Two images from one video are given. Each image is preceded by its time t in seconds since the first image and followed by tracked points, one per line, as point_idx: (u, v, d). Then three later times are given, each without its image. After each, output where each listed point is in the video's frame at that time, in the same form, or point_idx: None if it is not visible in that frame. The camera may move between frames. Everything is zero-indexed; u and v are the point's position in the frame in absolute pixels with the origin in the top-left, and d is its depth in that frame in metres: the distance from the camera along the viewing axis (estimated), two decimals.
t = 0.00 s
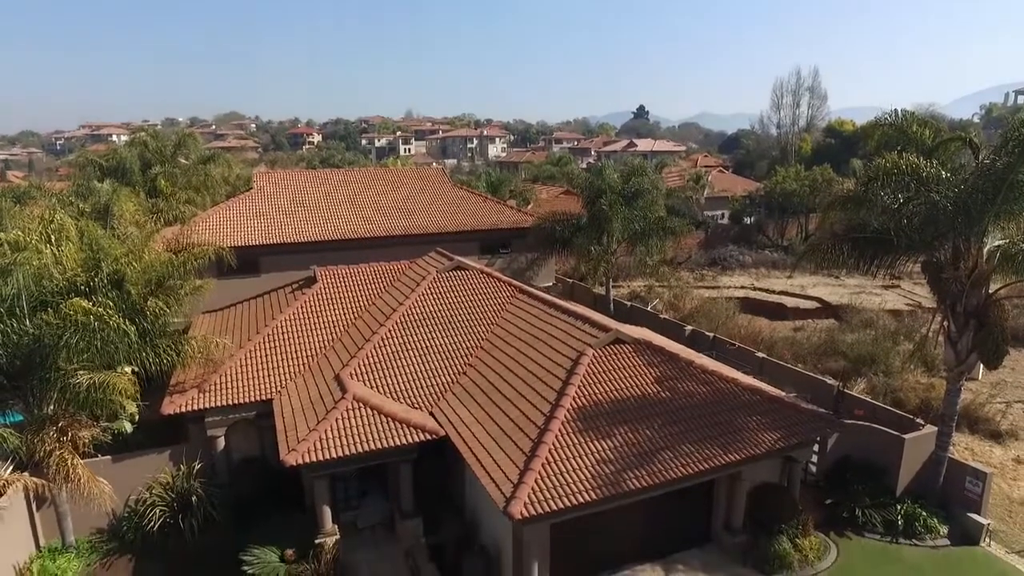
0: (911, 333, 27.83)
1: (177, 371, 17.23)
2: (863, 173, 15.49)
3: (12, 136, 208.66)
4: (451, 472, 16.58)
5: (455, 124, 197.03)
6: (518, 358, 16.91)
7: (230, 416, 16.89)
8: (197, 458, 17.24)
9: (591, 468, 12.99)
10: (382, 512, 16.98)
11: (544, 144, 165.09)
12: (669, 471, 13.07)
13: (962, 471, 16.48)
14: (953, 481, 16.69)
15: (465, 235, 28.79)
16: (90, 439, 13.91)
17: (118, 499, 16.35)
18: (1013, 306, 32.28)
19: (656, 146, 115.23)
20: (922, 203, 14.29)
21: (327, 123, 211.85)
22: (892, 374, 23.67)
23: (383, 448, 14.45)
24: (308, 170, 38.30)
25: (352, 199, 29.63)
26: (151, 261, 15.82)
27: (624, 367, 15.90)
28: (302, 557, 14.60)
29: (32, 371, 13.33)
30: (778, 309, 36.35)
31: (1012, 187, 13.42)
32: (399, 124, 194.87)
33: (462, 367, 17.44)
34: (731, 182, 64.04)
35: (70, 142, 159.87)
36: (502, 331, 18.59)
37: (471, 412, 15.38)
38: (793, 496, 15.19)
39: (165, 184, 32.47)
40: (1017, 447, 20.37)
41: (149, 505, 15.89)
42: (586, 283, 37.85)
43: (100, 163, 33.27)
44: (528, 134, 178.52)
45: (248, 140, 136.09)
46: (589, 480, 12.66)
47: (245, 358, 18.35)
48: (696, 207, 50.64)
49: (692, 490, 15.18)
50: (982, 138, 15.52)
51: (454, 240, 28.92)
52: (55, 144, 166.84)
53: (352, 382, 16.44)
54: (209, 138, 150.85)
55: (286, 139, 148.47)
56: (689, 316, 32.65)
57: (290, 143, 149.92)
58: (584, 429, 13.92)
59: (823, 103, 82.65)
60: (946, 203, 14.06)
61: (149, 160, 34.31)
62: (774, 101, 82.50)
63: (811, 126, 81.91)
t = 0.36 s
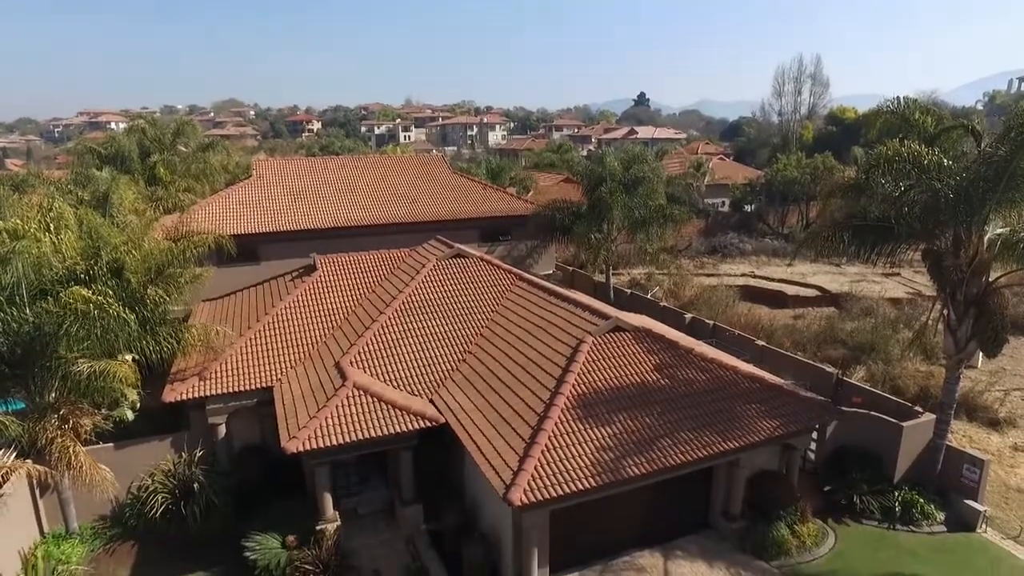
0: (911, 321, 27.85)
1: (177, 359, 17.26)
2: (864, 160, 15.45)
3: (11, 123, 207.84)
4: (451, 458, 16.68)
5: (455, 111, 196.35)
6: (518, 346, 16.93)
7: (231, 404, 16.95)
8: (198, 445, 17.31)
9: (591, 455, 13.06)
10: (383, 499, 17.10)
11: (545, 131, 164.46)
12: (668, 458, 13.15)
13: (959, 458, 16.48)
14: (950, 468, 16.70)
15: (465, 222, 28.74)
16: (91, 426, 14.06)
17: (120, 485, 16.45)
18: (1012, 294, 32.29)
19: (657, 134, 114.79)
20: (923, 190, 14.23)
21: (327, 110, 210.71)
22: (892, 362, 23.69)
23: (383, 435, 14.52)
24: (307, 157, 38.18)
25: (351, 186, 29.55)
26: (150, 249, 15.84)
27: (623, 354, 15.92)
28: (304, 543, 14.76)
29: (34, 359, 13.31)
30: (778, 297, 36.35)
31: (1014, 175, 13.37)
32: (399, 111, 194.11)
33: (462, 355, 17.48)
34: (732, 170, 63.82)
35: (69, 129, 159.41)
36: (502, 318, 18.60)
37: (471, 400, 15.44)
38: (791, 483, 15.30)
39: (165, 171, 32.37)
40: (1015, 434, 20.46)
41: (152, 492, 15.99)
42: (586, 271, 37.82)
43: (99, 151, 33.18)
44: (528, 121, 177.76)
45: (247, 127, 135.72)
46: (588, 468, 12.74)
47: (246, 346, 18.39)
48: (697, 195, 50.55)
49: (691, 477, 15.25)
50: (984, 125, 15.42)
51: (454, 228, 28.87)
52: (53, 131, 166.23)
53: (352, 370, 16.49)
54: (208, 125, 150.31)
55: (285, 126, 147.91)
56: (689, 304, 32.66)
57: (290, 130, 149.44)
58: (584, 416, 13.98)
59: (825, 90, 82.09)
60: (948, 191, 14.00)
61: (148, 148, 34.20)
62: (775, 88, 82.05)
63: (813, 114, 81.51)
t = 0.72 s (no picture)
0: (911, 307, 27.86)
1: (178, 345, 17.31)
2: (866, 146, 15.41)
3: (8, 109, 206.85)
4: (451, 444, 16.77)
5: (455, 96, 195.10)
6: (518, 331, 16.96)
7: (232, 389, 17.01)
8: (200, 431, 17.37)
9: (591, 440, 13.14)
10: (383, 484, 17.22)
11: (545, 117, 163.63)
12: (667, 444, 13.24)
13: (957, 444, 16.56)
14: (948, 454, 16.78)
15: (465, 208, 28.66)
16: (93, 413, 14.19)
17: (123, 471, 16.52)
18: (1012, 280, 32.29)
19: (657, 119, 114.25)
20: (925, 176, 14.18)
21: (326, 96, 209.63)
22: (891, 347, 23.73)
23: (384, 421, 14.60)
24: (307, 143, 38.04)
25: (351, 172, 29.44)
26: (150, 236, 15.82)
27: (623, 340, 15.95)
28: (306, 528, 14.91)
29: (36, 345, 13.29)
30: (778, 283, 36.35)
31: (1017, 161, 13.32)
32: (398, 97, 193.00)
33: (462, 341, 17.52)
34: (733, 155, 63.57)
35: (67, 115, 158.76)
36: (502, 304, 18.62)
37: (471, 385, 15.49)
38: (789, 468, 15.40)
39: (164, 157, 32.26)
40: (1012, 420, 20.55)
41: (154, 477, 16.09)
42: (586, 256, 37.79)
43: (97, 137, 33.08)
44: (529, 106, 176.93)
45: (246, 112, 134.99)
46: (588, 453, 12.83)
47: (246, 332, 18.43)
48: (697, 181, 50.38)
49: (691, 463, 15.35)
50: (987, 111, 15.34)
51: (454, 214, 28.80)
52: (51, 116, 165.46)
53: (352, 355, 16.53)
54: (206, 110, 149.66)
55: (284, 111, 147.21)
56: (689, 290, 32.66)
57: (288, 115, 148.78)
58: (583, 402, 14.04)
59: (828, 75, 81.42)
60: (949, 176, 13.96)
61: (147, 133, 34.09)
62: (777, 73, 81.54)
63: (814, 99, 81.06)
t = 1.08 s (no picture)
0: (911, 292, 27.88)
1: (180, 329, 17.37)
2: (868, 130, 15.32)
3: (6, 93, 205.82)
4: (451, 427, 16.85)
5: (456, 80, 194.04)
6: (518, 316, 16.99)
7: (234, 374, 17.09)
8: (202, 415, 17.48)
9: (590, 424, 13.22)
10: (384, 467, 17.36)
11: (547, 101, 162.78)
12: (666, 428, 13.32)
13: (954, 428, 16.65)
14: (945, 439, 16.87)
15: (466, 193, 28.62)
16: (95, 397, 14.23)
17: (126, 455, 16.66)
18: (1013, 266, 32.29)
19: (659, 103, 113.62)
20: (926, 160, 14.13)
21: (325, 80, 207.97)
22: (891, 333, 23.76)
23: (385, 405, 14.69)
24: (306, 127, 37.87)
25: (351, 156, 29.33)
26: (150, 221, 15.77)
27: (623, 324, 15.99)
28: (308, 511, 15.07)
29: (37, 330, 13.39)
30: (778, 268, 36.36)
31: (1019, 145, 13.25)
32: (398, 80, 191.97)
33: (462, 325, 17.56)
34: (734, 140, 63.28)
35: (64, 99, 158.10)
36: (502, 289, 18.63)
37: (471, 369, 15.56)
38: (788, 452, 15.51)
39: (163, 141, 32.12)
40: (1010, 405, 20.64)
41: (157, 460, 16.23)
42: (586, 241, 37.76)
43: (95, 122, 32.98)
44: (529, 90, 175.86)
45: (245, 96, 134.55)
46: (588, 437, 12.92)
47: (247, 317, 18.47)
48: (698, 165, 50.22)
49: (690, 447, 15.45)
50: (991, 95, 15.23)
51: (455, 198, 28.76)
52: (48, 101, 164.63)
53: (353, 340, 16.59)
54: (205, 95, 148.92)
55: (283, 95, 146.40)
56: (689, 275, 32.66)
57: (288, 99, 147.88)
58: (583, 386, 14.11)
59: (831, 59, 80.77)
60: (951, 161, 13.91)
61: (145, 118, 33.95)
62: (779, 56, 80.91)
63: (817, 83, 80.53)
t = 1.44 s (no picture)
0: (911, 279, 27.87)
1: (180, 316, 17.41)
2: (869, 117, 15.23)
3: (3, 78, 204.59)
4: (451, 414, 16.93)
5: (456, 65, 193.00)
6: (518, 302, 17.01)
7: (235, 360, 17.15)
8: (203, 401, 17.56)
9: (590, 410, 13.28)
10: (384, 453, 17.47)
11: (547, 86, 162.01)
12: (666, 414, 13.39)
13: (952, 415, 16.71)
14: (943, 425, 16.95)
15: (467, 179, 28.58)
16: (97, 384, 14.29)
17: (128, 441, 16.75)
18: (1013, 253, 32.27)
19: (660, 89, 112.96)
20: (928, 147, 14.07)
21: (324, 66, 206.67)
22: (890, 320, 23.78)
23: (385, 391, 14.75)
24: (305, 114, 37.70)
25: (351, 142, 29.21)
26: (149, 208, 15.76)
27: (623, 311, 16.01)
28: (309, 496, 15.19)
29: (37, 318, 13.36)
30: (778, 255, 36.34)
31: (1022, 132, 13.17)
32: (397, 66, 190.78)
33: (462, 312, 17.58)
34: (736, 126, 62.98)
35: (62, 85, 157.34)
36: (502, 275, 18.63)
37: (471, 356, 15.60)
38: (786, 438, 15.60)
39: (161, 128, 31.99)
40: (1008, 391, 20.72)
41: (159, 446, 16.33)
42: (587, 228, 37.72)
43: (93, 108, 32.82)
44: (529, 75, 174.74)
45: (243, 82, 133.81)
46: (587, 423, 12.98)
47: (247, 303, 18.49)
48: (699, 152, 50.03)
49: (689, 433, 15.53)
50: (994, 81, 15.14)
51: (455, 185, 28.70)
52: (45, 86, 163.73)
53: (353, 327, 16.62)
54: (204, 80, 148.16)
55: (282, 80, 145.57)
56: (689, 262, 32.64)
57: (287, 85, 147.01)
58: (583, 372, 14.15)
59: (833, 44, 80.15)
60: (953, 148, 13.85)
61: (144, 104, 33.78)
62: (781, 42, 80.32)
63: (819, 68, 80.01)
